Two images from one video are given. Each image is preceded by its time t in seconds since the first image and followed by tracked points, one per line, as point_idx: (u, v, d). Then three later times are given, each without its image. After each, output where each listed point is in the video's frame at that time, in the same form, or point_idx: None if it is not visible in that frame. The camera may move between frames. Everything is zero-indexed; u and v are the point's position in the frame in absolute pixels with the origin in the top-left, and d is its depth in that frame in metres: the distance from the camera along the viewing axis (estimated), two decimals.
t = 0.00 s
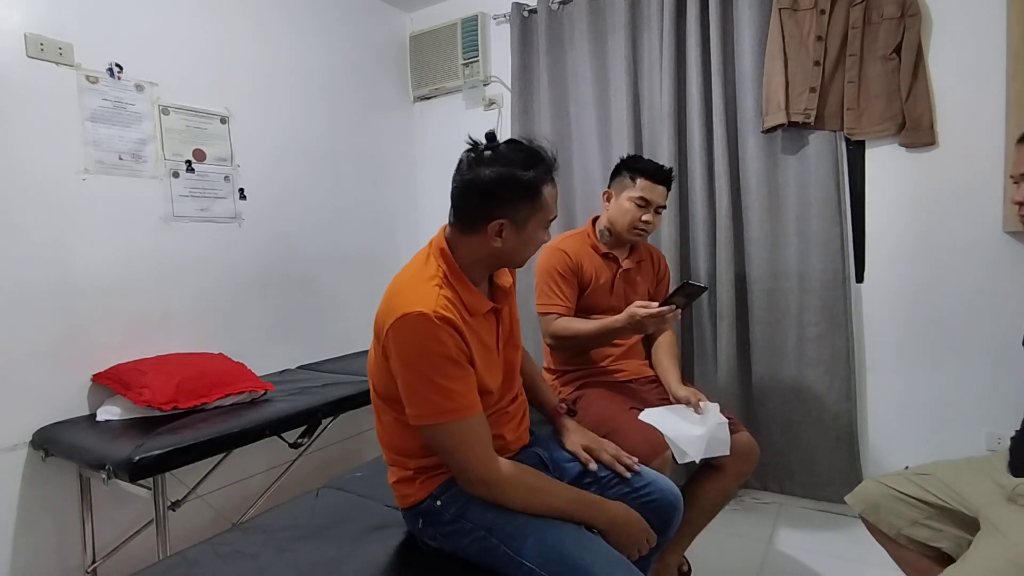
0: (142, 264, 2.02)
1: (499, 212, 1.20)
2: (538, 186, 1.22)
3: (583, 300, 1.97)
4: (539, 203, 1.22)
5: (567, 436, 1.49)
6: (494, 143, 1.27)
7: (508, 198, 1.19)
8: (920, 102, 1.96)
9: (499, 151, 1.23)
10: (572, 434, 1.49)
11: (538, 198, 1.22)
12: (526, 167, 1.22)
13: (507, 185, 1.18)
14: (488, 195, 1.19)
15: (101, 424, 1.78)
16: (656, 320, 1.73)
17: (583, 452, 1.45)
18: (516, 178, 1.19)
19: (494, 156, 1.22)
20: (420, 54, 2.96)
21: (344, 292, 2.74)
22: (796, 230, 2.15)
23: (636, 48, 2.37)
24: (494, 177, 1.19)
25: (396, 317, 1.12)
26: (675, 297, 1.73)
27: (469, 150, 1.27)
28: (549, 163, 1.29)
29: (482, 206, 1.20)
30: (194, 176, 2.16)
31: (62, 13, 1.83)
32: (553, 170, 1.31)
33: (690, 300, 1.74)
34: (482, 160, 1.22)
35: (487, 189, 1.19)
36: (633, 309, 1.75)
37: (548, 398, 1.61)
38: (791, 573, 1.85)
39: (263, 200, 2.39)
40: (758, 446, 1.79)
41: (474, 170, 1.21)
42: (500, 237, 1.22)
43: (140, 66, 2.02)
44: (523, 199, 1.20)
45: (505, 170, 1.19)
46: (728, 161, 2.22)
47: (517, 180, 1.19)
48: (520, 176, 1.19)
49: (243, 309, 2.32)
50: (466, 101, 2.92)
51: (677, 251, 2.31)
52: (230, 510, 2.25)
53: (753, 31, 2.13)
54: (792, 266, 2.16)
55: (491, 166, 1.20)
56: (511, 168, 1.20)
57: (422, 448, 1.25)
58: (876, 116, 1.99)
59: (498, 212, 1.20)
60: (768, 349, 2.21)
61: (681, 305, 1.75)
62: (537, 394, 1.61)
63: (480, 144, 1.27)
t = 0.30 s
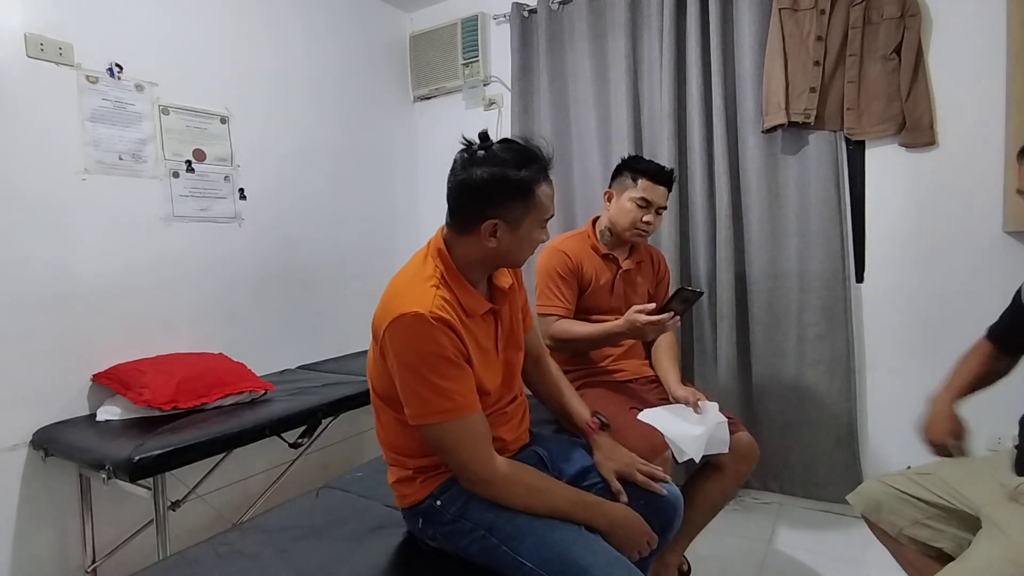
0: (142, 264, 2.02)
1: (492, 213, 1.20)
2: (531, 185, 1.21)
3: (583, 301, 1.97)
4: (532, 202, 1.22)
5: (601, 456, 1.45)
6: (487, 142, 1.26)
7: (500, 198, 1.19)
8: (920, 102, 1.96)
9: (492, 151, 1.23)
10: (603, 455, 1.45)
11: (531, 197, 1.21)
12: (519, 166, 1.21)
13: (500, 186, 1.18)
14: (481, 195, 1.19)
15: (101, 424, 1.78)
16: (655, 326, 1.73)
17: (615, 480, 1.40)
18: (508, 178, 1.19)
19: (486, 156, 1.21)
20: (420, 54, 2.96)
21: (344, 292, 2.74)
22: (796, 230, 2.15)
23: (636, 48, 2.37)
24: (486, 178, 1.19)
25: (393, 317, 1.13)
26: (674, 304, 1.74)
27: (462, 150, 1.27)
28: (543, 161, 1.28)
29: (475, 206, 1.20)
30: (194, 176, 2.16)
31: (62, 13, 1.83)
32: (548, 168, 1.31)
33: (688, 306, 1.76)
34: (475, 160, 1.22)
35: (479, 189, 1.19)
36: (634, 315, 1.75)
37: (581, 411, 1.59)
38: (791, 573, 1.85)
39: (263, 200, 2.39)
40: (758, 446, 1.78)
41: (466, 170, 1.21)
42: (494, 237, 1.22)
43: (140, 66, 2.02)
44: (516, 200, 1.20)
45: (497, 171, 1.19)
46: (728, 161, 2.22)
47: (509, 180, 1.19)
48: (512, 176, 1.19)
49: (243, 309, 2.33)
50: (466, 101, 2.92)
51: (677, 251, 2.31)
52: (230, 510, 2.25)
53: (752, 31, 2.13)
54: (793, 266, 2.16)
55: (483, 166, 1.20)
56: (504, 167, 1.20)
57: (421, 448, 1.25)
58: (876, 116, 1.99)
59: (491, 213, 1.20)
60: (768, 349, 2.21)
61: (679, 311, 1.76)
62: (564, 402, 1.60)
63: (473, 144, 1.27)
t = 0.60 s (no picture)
0: (142, 264, 2.02)
1: (485, 210, 1.20)
2: (524, 181, 1.21)
3: (583, 301, 1.97)
4: (526, 198, 1.21)
5: (627, 482, 1.38)
6: (483, 140, 1.27)
7: (493, 195, 1.19)
8: (920, 102, 1.96)
9: (486, 149, 1.23)
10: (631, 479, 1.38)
11: (525, 193, 1.21)
12: (512, 163, 1.21)
13: (492, 183, 1.18)
14: (474, 192, 1.19)
15: (101, 424, 1.78)
16: (654, 329, 1.73)
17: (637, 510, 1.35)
18: (500, 175, 1.19)
19: (480, 154, 1.22)
20: (420, 54, 2.96)
21: (344, 292, 2.74)
22: (796, 230, 2.15)
23: (636, 48, 2.37)
24: (479, 175, 1.19)
25: (393, 313, 1.14)
26: (670, 307, 1.78)
27: (458, 149, 1.27)
28: (539, 158, 1.27)
29: (469, 204, 1.20)
30: (194, 176, 2.16)
31: (62, 13, 1.83)
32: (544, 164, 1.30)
33: (684, 310, 1.80)
34: (468, 158, 1.22)
35: (472, 187, 1.19)
36: (633, 319, 1.74)
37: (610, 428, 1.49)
38: (791, 573, 1.85)
39: (263, 201, 2.39)
40: (758, 446, 1.78)
41: (460, 168, 1.21)
42: (489, 234, 1.22)
43: (140, 66, 2.02)
44: (509, 197, 1.19)
45: (490, 167, 1.19)
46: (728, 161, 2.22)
47: (502, 176, 1.19)
48: (504, 173, 1.19)
49: (244, 309, 2.33)
50: (466, 101, 2.92)
51: (677, 251, 2.31)
52: (230, 510, 2.25)
53: (752, 31, 2.13)
54: (793, 266, 2.16)
55: (475, 164, 1.20)
56: (496, 164, 1.20)
57: (422, 447, 1.25)
58: (876, 116, 2.00)
59: (484, 210, 1.20)
60: (768, 349, 2.21)
61: (676, 315, 1.80)
62: (590, 414, 1.52)
63: (469, 142, 1.27)
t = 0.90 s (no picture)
0: (141, 264, 2.02)
1: (466, 206, 1.21)
2: (505, 175, 1.20)
3: (583, 301, 1.97)
4: (507, 193, 1.20)
5: (627, 490, 1.35)
6: (470, 138, 1.28)
7: (473, 191, 1.20)
8: (920, 102, 1.96)
9: (469, 145, 1.24)
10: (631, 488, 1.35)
11: (505, 188, 1.20)
12: (492, 158, 1.21)
13: (471, 178, 1.19)
14: (455, 188, 1.21)
15: (101, 424, 1.78)
16: (653, 331, 1.73)
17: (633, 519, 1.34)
18: (479, 170, 1.20)
19: (461, 151, 1.23)
20: (420, 54, 2.96)
21: (344, 292, 2.74)
22: (795, 230, 2.15)
23: (636, 48, 2.37)
24: (459, 170, 1.21)
25: (394, 310, 1.15)
26: (670, 309, 1.77)
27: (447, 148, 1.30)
28: (525, 152, 1.26)
29: (451, 201, 1.22)
30: (194, 176, 2.16)
31: (63, 14, 1.83)
32: (533, 159, 1.28)
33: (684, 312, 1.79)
34: (452, 156, 1.24)
35: (453, 183, 1.21)
36: (632, 320, 1.75)
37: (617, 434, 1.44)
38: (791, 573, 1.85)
39: (263, 201, 2.39)
40: (758, 446, 1.78)
41: (444, 165, 1.24)
42: (473, 230, 1.22)
43: (140, 66, 2.02)
44: (489, 191, 1.19)
45: (469, 164, 1.20)
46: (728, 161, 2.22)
47: (480, 171, 1.19)
48: (483, 167, 1.20)
49: (244, 309, 2.32)
50: (466, 101, 2.92)
51: (677, 251, 2.31)
52: (230, 510, 2.25)
53: (752, 31, 2.13)
54: (793, 266, 2.16)
55: (457, 160, 1.22)
56: (476, 160, 1.21)
57: (422, 446, 1.25)
58: (876, 116, 2.00)
59: (466, 206, 1.21)
60: (768, 349, 2.21)
61: (676, 317, 1.79)
62: (598, 420, 1.48)
63: (458, 141, 1.29)
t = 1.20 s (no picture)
0: (141, 264, 2.02)
1: (446, 202, 1.22)
2: (482, 171, 1.19)
3: (582, 302, 1.97)
4: (485, 188, 1.19)
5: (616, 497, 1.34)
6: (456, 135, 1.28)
7: (451, 187, 1.20)
8: (920, 102, 1.96)
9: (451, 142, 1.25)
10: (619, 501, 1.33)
11: (482, 183, 1.19)
12: (471, 154, 1.20)
13: (449, 175, 1.20)
14: (435, 185, 1.22)
15: (101, 424, 1.78)
16: (653, 333, 1.73)
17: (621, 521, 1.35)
18: (457, 166, 1.20)
19: (442, 147, 1.24)
20: (420, 54, 2.96)
21: (344, 292, 2.74)
22: (796, 229, 2.15)
23: (636, 48, 2.37)
24: (438, 168, 1.22)
25: (394, 308, 1.15)
26: (669, 311, 1.77)
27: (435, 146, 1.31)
28: (506, 146, 1.24)
29: (433, 198, 1.24)
30: (194, 176, 2.16)
31: (63, 14, 1.83)
32: (515, 153, 1.26)
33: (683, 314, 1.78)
34: (435, 153, 1.25)
35: (433, 180, 1.22)
36: (632, 321, 1.75)
37: (609, 445, 1.41)
38: (791, 573, 1.85)
39: (262, 201, 2.39)
40: (758, 446, 1.78)
41: (426, 163, 1.25)
42: (456, 227, 1.23)
43: (140, 66, 2.02)
44: (467, 187, 1.19)
45: (448, 160, 1.21)
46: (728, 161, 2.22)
47: (457, 168, 1.20)
48: (461, 164, 1.20)
49: (244, 309, 2.33)
50: (466, 101, 2.92)
51: (677, 251, 2.31)
52: (230, 510, 2.25)
53: (752, 31, 2.13)
54: (793, 266, 2.16)
55: (438, 157, 1.23)
56: (454, 156, 1.21)
57: (422, 445, 1.25)
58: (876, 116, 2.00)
59: (446, 202, 1.22)
60: (768, 349, 2.21)
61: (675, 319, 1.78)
62: (590, 429, 1.44)
63: (446, 138, 1.30)
